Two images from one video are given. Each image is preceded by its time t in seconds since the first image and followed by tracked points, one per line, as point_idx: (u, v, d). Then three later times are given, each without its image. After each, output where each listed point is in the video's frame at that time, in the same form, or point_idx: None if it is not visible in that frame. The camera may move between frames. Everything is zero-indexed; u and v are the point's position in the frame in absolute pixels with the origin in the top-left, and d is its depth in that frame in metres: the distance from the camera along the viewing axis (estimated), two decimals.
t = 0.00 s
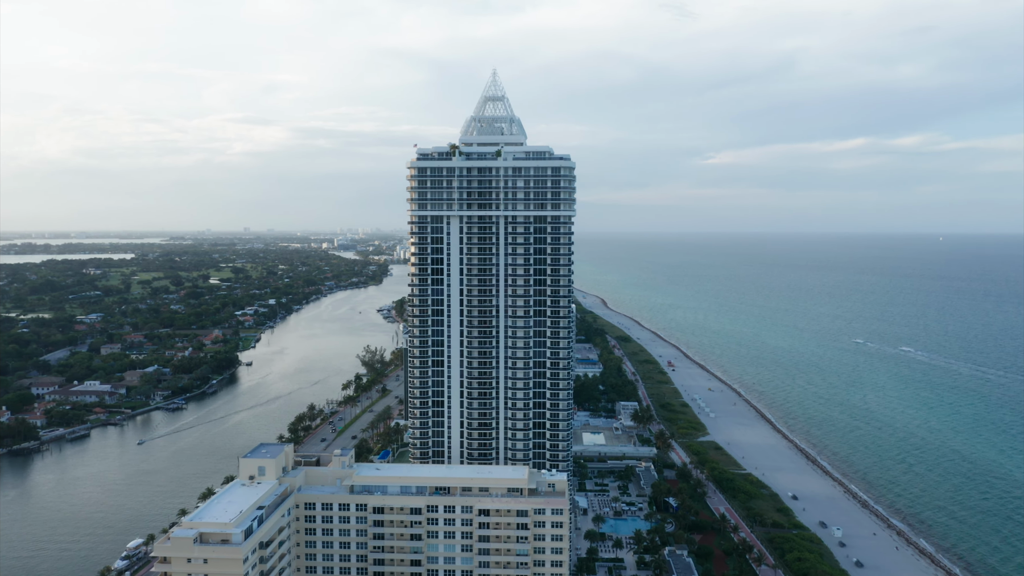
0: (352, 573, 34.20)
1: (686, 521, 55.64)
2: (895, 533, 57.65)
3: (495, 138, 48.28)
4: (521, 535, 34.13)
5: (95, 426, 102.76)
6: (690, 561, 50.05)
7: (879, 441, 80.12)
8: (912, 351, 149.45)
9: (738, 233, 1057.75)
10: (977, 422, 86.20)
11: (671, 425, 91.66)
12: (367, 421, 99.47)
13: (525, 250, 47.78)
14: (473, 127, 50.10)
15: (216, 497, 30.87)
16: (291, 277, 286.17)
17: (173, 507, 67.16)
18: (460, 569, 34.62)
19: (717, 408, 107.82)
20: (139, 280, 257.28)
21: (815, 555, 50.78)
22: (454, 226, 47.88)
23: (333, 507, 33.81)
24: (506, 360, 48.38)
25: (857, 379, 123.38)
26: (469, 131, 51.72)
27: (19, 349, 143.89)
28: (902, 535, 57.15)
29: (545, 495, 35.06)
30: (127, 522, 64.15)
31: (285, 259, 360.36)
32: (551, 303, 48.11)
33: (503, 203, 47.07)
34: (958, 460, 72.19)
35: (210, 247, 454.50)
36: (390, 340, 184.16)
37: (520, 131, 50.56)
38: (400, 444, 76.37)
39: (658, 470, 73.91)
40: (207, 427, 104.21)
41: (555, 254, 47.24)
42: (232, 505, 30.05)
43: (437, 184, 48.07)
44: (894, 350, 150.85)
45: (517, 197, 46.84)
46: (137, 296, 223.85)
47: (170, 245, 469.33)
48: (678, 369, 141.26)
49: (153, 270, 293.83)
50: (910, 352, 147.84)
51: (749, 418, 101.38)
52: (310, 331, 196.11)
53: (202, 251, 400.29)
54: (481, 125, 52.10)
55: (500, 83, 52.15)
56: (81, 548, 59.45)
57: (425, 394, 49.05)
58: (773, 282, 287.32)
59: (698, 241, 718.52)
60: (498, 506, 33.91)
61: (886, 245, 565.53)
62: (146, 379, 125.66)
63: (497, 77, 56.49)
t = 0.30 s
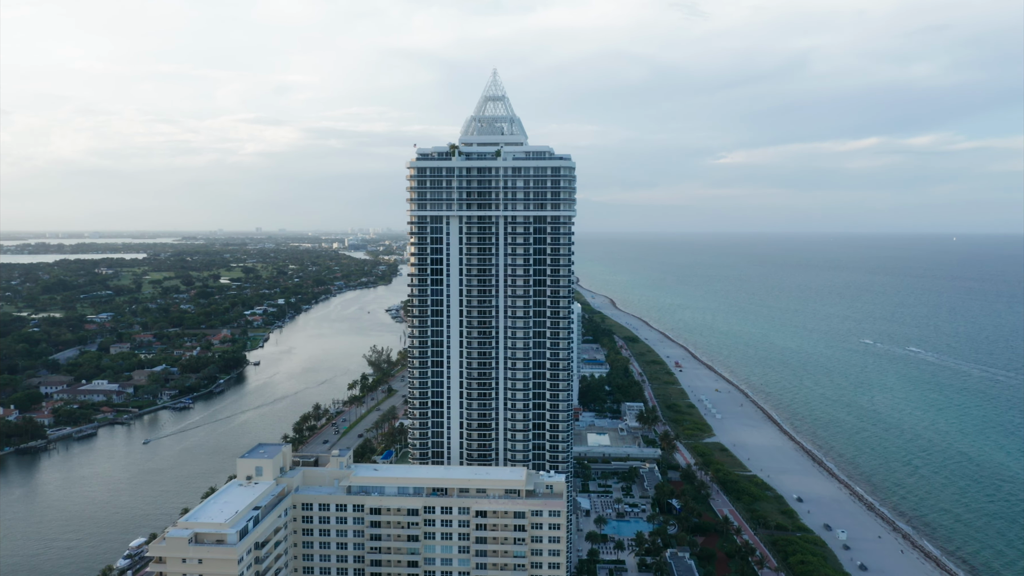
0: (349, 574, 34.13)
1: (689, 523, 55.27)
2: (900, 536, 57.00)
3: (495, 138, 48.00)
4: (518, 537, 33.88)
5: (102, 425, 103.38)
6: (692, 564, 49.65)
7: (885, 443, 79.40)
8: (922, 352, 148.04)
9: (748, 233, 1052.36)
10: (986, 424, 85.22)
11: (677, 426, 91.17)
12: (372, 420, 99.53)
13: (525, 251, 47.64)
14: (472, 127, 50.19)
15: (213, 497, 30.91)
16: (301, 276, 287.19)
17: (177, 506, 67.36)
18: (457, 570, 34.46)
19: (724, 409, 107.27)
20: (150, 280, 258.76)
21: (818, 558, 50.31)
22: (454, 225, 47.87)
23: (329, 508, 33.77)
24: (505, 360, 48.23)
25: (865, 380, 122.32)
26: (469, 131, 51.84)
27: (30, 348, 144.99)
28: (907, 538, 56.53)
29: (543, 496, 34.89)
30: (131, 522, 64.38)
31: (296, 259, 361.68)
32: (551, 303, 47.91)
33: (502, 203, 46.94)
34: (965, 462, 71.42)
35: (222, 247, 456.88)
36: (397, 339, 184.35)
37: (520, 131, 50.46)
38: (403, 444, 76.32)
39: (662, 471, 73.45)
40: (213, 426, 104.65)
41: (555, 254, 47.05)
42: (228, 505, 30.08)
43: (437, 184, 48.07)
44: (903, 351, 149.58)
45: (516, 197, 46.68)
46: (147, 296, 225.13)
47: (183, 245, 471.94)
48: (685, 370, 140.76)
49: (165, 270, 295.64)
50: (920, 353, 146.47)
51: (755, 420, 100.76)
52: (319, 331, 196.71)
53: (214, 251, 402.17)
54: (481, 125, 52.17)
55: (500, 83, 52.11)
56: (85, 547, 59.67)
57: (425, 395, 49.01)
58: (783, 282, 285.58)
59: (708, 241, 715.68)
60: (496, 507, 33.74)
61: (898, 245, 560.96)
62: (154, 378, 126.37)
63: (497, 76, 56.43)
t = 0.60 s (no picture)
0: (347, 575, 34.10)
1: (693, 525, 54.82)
2: (908, 540, 56.26)
3: (495, 138, 47.82)
4: (515, 539, 33.68)
5: (111, 424, 104.22)
6: (695, 566, 49.20)
7: (895, 445, 78.37)
8: (935, 353, 145.90)
9: (762, 233, 1044.88)
10: (998, 426, 83.83)
11: (684, 427, 90.56)
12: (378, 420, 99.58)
13: (526, 251, 47.52)
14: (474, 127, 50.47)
15: (210, 497, 30.88)
16: (313, 276, 288.46)
17: (183, 504, 67.73)
18: (454, 571, 34.33)
19: (733, 410, 106.38)
20: (163, 279, 260.77)
21: (823, 562, 49.75)
22: (454, 226, 47.82)
23: (327, 509, 33.72)
24: (506, 361, 48.09)
25: (877, 381, 120.79)
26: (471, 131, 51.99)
27: (43, 347, 146.56)
28: (915, 542, 55.78)
29: (541, 498, 34.69)
30: (138, 520, 64.82)
31: (308, 259, 363.60)
32: (552, 303, 47.76)
33: (502, 203, 46.82)
34: (975, 465, 70.34)
35: (236, 247, 459.93)
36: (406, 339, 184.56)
37: (521, 131, 50.43)
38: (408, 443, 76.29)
39: (667, 472, 72.87)
40: (221, 425, 105.13)
41: (555, 254, 46.87)
42: (225, 505, 30.06)
43: (437, 184, 47.99)
44: (916, 352, 147.51)
45: (517, 197, 46.53)
46: (161, 296, 226.97)
47: (196, 245, 474.94)
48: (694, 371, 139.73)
49: (178, 269, 297.95)
50: (934, 354, 144.30)
51: (764, 421, 99.71)
52: (329, 331, 197.41)
53: (228, 251, 404.73)
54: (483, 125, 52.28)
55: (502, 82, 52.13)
56: (93, 545, 60.19)
57: (425, 395, 48.94)
58: (797, 283, 282.92)
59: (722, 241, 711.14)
60: (493, 509, 33.58)
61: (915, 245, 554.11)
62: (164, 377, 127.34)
63: (499, 75, 56.43)
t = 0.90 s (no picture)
0: None
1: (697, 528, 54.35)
2: (915, 543, 55.58)
3: (496, 138, 47.68)
4: (514, 540, 33.55)
5: (120, 423, 104.99)
6: (698, 569, 48.83)
7: (903, 448, 77.44)
8: (948, 355, 143.98)
9: (773, 233, 1037.65)
10: (1009, 429, 82.58)
11: (691, 429, 89.95)
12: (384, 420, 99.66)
13: (526, 252, 47.41)
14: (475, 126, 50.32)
15: (207, 497, 30.96)
16: (324, 276, 289.41)
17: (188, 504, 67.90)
18: (452, 573, 34.21)
19: (740, 412, 105.61)
20: (175, 279, 262.53)
21: (828, 565, 49.22)
22: (455, 226, 47.76)
23: (325, 509, 33.70)
24: (506, 362, 47.96)
25: (888, 383, 119.38)
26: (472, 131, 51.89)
27: (54, 347, 147.88)
28: (922, 546, 55.06)
29: (540, 500, 34.47)
30: (143, 520, 65.07)
31: (320, 259, 365.12)
32: (553, 304, 47.62)
33: (503, 203, 46.71)
34: (985, 468, 69.34)
35: (249, 247, 462.63)
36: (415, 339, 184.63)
37: (523, 130, 50.14)
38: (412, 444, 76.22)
39: (673, 474, 72.35)
40: (228, 425, 105.59)
41: (556, 254, 46.73)
42: (222, 505, 30.14)
43: (437, 184, 47.93)
44: (929, 354, 145.62)
45: (517, 197, 46.39)
46: (172, 295, 228.48)
47: (210, 245, 477.78)
48: (703, 372, 138.75)
49: (191, 269, 299.77)
50: (947, 356, 142.37)
51: (772, 423, 98.79)
52: (338, 331, 197.98)
53: (240, 251, 406.96)
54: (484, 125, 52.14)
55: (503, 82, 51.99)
56: (99, 545, 60.44)
57: (426, 396, 48.87)
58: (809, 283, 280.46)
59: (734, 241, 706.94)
60: (491, 511, 33.47)
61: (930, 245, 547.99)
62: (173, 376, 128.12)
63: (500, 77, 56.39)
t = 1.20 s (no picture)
0: None
1: (700, 530, 53.85)
2: (922, 546, 54.93)
3: (497, 138, 47.58)
4: (512, 542, 33.57)
5: (128, 421, 105.76)
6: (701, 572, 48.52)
7: (911, 450, 76.53)
8: (961, 356, 142.17)
9: (786, 232, 1030.26)
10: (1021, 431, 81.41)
11: (698, 430, 89.41)
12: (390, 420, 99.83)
13: (527, 252, 47.28)
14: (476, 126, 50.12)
15: (205, 497, 31.03)
16: (335, 276, 290.27)
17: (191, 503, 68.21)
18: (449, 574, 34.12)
19: (748, 413, 104.83)
20: (187, 279, 264.20)
21: (832, 569, 48.74)
22: (455, 226, 47.66)
23: (323, 510, 33.68)
24: (506, 362, 47.83)
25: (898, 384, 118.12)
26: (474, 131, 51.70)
27: (66, 346, 149.18)
28: (929, 549, 54.37)
29: (538, 501, 34.21)
30: (147, 519, 65.49)
31: (331, 259, 366.43)
32: (553, 304, 47.47)
33: (503, 203, 46.61)
34: (994, 471, 68.40)
35: (262, 247, 465.19)
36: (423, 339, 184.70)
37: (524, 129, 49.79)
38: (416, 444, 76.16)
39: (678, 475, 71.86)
40: (236, 424, 106.12)
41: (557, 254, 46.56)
42: (220, 505, 30.19)
43: (438, 184, 47.83)
44: (941, 355, 143.89)
45: (517, 197, 46.28)
46: (184, 295, 229.92)
47: (223, 245, 480.22)
48: (711, 373, 137.84)
49: (203, 269, 301.64)
50: (959, 357, 140.66)
51: (779, 424, 98.00)
52: (347, 331, 198.56)
53: (253, 251, 409.02)
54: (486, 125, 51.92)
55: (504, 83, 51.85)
56: (103, 543, 60.85)
57: (427, 396, 48.77)
58: (822, 283, 278.06)
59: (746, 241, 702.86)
60: (490, 512, 33.38)
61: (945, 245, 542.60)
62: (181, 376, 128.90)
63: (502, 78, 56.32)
